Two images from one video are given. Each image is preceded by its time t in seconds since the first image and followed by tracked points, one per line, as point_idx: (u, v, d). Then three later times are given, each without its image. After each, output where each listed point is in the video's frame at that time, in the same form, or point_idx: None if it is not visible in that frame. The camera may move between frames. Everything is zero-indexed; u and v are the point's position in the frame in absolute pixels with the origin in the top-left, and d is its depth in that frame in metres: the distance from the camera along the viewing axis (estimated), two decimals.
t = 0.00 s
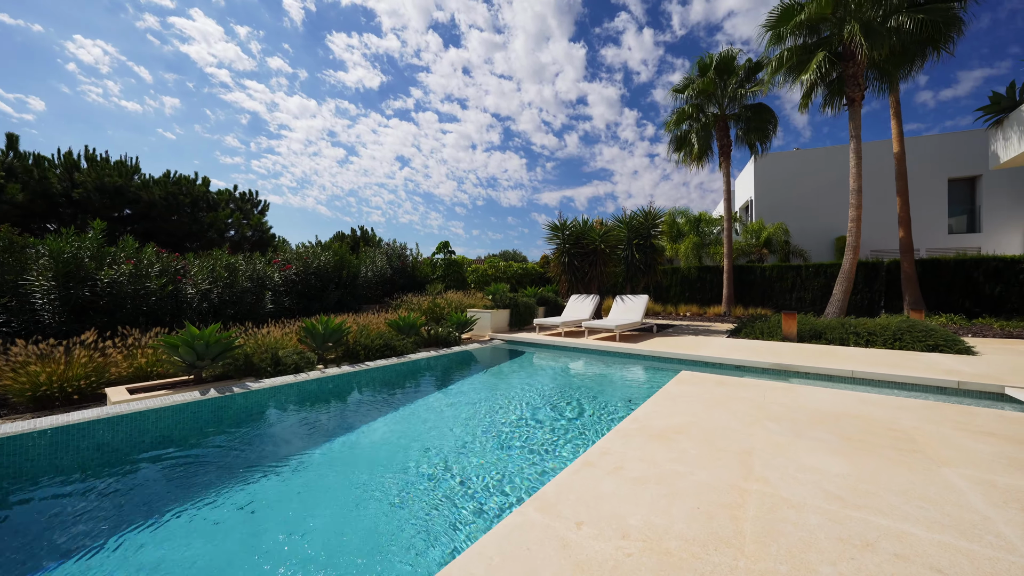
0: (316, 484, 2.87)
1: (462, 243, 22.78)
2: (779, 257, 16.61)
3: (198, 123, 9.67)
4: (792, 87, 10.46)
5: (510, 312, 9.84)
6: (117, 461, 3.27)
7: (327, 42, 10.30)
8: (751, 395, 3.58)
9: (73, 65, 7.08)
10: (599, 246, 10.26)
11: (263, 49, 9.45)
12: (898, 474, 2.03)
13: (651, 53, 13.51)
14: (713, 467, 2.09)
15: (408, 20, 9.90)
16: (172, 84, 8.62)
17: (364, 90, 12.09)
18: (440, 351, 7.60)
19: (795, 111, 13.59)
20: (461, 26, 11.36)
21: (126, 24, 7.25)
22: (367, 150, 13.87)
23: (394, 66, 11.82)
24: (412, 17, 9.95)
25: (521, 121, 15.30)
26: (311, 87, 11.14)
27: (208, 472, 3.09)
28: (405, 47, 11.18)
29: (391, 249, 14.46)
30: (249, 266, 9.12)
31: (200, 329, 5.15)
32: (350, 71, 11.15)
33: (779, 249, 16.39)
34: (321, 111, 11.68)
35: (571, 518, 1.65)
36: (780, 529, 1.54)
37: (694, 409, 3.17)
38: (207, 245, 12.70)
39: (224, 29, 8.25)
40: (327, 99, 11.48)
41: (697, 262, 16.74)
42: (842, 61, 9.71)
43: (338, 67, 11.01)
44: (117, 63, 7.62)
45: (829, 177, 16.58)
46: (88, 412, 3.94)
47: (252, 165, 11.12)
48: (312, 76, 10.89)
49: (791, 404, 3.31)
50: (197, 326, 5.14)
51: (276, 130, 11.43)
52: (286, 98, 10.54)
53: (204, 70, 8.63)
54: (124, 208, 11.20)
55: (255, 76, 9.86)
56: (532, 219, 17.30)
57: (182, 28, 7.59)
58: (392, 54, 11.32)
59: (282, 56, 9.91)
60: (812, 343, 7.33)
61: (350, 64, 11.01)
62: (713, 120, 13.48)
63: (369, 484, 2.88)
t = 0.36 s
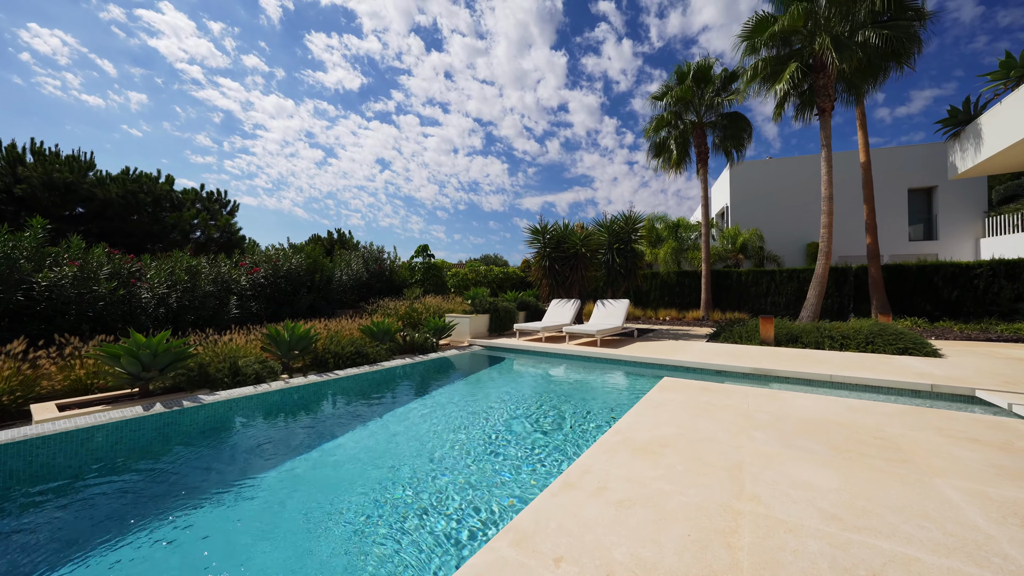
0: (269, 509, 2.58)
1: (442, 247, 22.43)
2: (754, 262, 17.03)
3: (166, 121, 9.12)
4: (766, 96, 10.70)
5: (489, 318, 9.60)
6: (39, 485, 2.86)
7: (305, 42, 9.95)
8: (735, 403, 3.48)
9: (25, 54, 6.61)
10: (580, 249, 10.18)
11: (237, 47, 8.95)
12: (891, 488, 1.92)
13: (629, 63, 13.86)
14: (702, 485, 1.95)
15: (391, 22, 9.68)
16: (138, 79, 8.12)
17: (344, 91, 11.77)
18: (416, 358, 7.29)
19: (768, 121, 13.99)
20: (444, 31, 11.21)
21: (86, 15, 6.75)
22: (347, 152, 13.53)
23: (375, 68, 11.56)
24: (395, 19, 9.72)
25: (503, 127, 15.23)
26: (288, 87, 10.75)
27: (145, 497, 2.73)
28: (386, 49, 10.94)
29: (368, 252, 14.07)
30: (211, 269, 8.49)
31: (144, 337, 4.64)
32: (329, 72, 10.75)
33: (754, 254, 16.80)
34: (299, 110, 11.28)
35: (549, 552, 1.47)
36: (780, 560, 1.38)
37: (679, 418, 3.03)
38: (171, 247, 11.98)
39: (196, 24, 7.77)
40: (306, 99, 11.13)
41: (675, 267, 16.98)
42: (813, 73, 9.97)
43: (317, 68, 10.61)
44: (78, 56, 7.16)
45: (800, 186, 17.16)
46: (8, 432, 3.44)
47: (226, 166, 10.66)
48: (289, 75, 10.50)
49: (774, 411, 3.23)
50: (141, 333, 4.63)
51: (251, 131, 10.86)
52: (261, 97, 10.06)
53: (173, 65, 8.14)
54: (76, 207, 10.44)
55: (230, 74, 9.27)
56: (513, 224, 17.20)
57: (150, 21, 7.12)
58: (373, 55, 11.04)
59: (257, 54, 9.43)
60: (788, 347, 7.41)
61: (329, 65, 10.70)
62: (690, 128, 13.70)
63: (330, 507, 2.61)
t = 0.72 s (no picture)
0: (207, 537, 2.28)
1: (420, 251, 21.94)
2: (727, 266, 17.48)
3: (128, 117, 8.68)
4: (737, 104, 10.95)
5: (466, 322, 9.32)
6: None
7: (279, 40, 9.68)
8: (715, 408, 3.38)
9: None
10: (558, 253, 10.08)
11: (207, 41, 8.38)
12: (878, 498, 1.83)
13: (606, 73, 14.24)
14: (685, 502, 1.80)
15: (368, 23, 9.57)
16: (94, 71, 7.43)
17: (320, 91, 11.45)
18: (388, 365, 6.97)
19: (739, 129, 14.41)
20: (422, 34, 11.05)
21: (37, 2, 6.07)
22: (322, 154, 13.22)
23: (352, 68, 11.27)
24: (373, 19, 9.57)
25: (483, 131, 15.11)
26: (261, 86, 10.37)
27: (54, 529, 2.34)
28: (364, 50, 10.68)
29: (340, 255, 13.60)
30: (165, 272, 8.06)
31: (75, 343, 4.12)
32: (304, 71, 10.51)
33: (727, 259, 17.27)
34: (273, 110, 11.03)
35: None
36: None
37: (661, 427, 2.88)
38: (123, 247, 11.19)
39: (161, 16, 7.21)
40: (280, 99, 10.83)
41: (652, 271, 17.20)
42: (782, 83, 10.28)
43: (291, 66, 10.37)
44: (25, 43, 6.53)
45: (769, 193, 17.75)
46: None
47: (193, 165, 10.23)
48: (262, 73, 10.11)
49: (754, 417, 3.15)
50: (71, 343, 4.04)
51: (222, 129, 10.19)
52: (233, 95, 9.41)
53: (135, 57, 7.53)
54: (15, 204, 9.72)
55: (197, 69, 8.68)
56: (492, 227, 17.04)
57: (110, 11, 6.47)
58: (350, 56, 10.78)
59: (229, 49, 8.89)
60: (762, 349, 7.49)
61: (304, 64, 10.37)
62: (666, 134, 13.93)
63: (278, 532, 2.33)
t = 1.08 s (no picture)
0: None
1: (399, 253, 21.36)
2: (702, 269, 17.82)
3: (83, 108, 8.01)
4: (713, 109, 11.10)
5: (441, 326, 8.98)
6: None
7: (252, 34, 9.15)
8: (696, 415, 3.24)
9: None
10: (536, 254, 9.90)
11: (172, 32, 7.94)
12: (874, 515, 1.70)
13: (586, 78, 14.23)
14: (671, 529, 1.61)
15: (346, 21, 9.42)
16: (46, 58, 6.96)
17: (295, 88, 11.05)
18: (358, 371, 6.60)
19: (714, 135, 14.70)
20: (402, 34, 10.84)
21: None
22: (297, 152, 12.73)
23: (329, 66, 10.93)
24: (350, 17, 9.37)
25: (463, 134, 14.86)
26: (232, 81, 9.64)
27: None
28: (342, 48, 10.39)
29: (311, 256, 13.04)
30: (112, 271, 7.41)
31: None
32: (279, 67, 10.04)
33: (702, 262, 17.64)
34: (244, 106, 10.36)
35: None
36: None
37: (640, 437, 2.71)
38: (66, 245, 10.46)
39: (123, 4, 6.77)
40: (252, 95, 10.28)
41: (630, 274, 17.31)
42: (755, 90, 10.47)
43: (264, 62, 9.80)
44: None
45: (742, 198, 18.20)
46: None
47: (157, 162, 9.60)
48: (234, 69, 9.48)
49: (737, 423, 3.03)
50: None
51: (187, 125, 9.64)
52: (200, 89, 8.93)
53: (92, 46, 7.06)
54: None
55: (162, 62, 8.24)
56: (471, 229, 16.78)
57: None
58: (326, 53, 10.48)
59: (197, 42, 8.41)
60: (738, 352, 7.52)
61: (279, 60, 9.92)
62: (644, 138, 14.04)
63: None
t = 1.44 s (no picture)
0: None
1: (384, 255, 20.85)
2: (685, 271, 17.96)
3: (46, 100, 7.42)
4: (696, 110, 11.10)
5: (421, 328, 8.64)
6: None
7: (231, 28, 8.68)
8: (682, 422, 3.08)
9: None
10: (519, 255, 9.67)
11: (145, 24, 7.52)
12: (882, 540, 1.54)
13: (571, 82, 14.49)
14: (662, 564, 1.41)
15: (330, 18, 9.28)
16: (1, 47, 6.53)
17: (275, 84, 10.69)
18: (330, 376, 6.24)
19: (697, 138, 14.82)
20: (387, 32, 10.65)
21: None
22: (278, 150, 12.25)
23: (311, 62, 10.70)
24: (334, 14, 9.29)
25: (449, 134, 14.58)
26: (209, 75, 9.15)
27: None
28: (324, 44, 10.18)
29: (286, 256, 12.51)
30: (62, 270, 6.86)
31: None
32: (259, 63, 9.63)
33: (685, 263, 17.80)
34: (222, 102, 9.79)
35: None
36: None
37: (625, 449, 2.52)
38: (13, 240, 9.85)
39: None
40: (231, 90, 9.76)
41: (615, 275, 17.29)
42: (737, 92, 10.51)
43: (244, 57, 9.39)
44: None
45: (724, 201, 18.42)
46: None
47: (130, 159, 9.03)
48: (212, 63, 9.03)
49: (726, 431, 2.87)
50: None
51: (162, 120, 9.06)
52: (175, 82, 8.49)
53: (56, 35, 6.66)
54: None
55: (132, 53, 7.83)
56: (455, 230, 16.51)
57: None
58: (309, 50, 10.27)
59: (171, 34, 8.01)
60: (722, 354, 7.47)
61: (259, 56, 9.56)
62: (628, 139, 14.03)
63: None
